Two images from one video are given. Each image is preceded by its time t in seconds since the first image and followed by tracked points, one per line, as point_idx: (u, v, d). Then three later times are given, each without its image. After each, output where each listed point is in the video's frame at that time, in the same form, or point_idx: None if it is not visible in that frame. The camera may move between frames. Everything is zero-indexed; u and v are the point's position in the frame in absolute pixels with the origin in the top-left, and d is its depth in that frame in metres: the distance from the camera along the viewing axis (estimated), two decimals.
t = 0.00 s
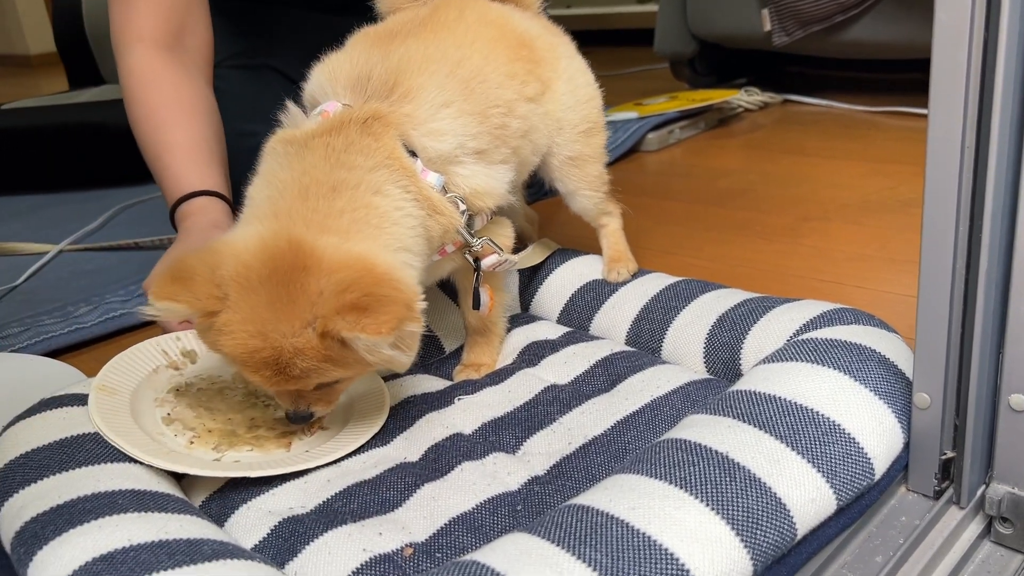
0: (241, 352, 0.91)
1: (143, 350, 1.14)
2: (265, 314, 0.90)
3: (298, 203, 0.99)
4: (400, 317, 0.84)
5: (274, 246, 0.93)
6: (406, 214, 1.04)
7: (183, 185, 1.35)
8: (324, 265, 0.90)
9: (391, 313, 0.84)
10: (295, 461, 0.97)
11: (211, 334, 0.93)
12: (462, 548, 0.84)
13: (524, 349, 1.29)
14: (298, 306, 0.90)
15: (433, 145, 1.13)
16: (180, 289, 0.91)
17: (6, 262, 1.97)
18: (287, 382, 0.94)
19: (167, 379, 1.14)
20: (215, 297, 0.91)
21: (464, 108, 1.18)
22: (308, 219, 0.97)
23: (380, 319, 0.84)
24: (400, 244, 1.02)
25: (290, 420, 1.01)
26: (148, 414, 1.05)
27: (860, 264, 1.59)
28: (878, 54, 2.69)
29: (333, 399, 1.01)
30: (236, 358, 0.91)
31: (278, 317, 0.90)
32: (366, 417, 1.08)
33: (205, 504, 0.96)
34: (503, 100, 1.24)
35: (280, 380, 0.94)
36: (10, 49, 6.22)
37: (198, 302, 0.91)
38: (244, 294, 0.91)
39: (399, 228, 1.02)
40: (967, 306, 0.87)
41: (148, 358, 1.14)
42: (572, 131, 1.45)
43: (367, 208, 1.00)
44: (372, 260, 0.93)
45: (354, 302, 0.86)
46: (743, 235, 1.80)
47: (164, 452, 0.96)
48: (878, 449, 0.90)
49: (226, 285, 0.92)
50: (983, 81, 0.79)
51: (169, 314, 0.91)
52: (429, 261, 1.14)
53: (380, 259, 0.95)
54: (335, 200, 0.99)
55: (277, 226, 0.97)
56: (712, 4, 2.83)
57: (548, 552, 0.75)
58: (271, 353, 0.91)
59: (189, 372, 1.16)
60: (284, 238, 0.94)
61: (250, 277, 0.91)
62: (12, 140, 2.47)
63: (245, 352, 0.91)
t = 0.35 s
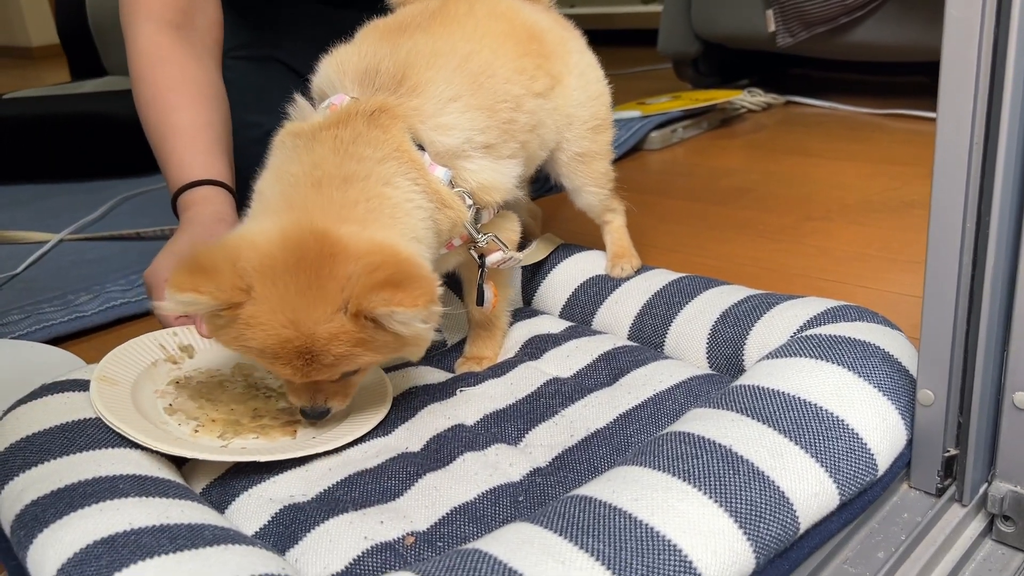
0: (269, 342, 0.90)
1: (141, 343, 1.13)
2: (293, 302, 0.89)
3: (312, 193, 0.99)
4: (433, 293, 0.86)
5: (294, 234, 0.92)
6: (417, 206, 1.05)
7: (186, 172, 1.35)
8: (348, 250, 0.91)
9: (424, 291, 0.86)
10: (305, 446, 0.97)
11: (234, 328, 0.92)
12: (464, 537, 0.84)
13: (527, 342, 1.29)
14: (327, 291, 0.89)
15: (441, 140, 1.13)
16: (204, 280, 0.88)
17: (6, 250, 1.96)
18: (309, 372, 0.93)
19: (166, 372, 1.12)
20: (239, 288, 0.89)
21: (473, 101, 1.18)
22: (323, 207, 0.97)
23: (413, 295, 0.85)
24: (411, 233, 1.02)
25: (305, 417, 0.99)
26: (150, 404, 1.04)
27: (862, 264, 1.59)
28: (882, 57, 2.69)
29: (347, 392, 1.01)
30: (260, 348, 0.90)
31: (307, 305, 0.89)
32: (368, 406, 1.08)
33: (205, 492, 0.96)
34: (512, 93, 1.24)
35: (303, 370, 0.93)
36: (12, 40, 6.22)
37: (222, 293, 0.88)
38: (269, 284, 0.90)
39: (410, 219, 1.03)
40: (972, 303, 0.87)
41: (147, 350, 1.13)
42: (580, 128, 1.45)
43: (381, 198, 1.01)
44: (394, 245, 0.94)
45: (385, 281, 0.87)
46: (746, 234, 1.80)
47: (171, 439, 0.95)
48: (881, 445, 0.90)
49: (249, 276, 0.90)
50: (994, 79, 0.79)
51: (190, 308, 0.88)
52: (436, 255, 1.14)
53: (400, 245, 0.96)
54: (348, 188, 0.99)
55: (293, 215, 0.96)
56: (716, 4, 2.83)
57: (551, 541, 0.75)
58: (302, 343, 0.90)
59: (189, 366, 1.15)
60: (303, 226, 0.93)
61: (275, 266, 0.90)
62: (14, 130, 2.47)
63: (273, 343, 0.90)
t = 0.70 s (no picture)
0: (271, 323, 0.87)
1: (112, 318, 1.10)
2: (299, 282, 0.87)
3: (314, 172, 0.96)
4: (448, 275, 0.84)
5: (300, 211, 0.89)
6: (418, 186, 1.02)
7: (164, 146, 1.33)
8: (356, 229, 0.88)
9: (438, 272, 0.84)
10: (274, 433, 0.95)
11: (234, 307, 0.89)
12: (433, 520, 0.82)
13: (505, 329, 1.27)
14: (334, 270, 0.87)
15: (431, 118, 1.11)
16: (206, 259, 0.85)
17: None
18: (308, 355, 0.91)
19: (138, 350, 1.09)
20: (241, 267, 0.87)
21: (462, 81, 1.17)
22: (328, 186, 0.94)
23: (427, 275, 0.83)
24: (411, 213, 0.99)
25: (301, 401, 0.97)
26: (119, 382, 1.01)
27: (846, 259, 1.58)
28: (871, 56, 2.69)
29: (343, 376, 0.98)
30: (263, 328, 0.88)
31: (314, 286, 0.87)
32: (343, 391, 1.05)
33: (171, 471, 0.94)
34: (501, 76, 1.23)
35: (302, 352, 0.91)
36: None
37: (224, 272, 0.85)
38: (274, 264, 0.87)
39: (413, 199, 1.00)
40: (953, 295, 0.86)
41: (119, 326, 1.09)
42: (567, 113, 1.44)
43: (383, 178, 0.98)
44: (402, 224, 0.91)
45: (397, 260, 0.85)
46: (731, 227, 1.79)
47: (139, 422, 0.92)
48: (858, 436, 0.89)
49: (251, 253, 0.87)
50: (981, 69, 0.77)
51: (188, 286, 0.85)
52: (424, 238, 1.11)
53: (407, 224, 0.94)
54: (350, 166, 0.97)
55: (296, 193, 0.93)
56: None
57: (520, 525, 0.73)
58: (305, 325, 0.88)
59: (160, 344, 1.12)
60: (308, 203, 0.91)
61: (280, 245, 0.87)
62: None
63: (275, 322, 0.88)
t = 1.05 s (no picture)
0: (277, 313, 0.87)
1: (86, 305, 1.09)
2: (304, 273, 0.86)
3: (299, 160, 0.94)
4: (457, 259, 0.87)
5: (295, 199, 0.89)
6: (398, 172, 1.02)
7: (139, 134, 1.32)
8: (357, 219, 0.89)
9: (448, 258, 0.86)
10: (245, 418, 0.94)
11: (233, 300, 0.88)
12: (409, 506, 0.82)
13: (483, 316, 1.27)
14: (337, 258, 0.87)
15: (408, 105, 1.11)
16: (206, 254, 0.83)
17: None
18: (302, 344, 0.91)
19: (112, 338, 1.08)
20: (241, 260, 0.86)
21: (440, 68, 1.16)
22: (316, 177, 0.93)
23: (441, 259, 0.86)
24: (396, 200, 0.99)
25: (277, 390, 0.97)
26: (93, 370, 1.00)
27: (823, 246, 1.59)
28: (850, 46, 2.71)
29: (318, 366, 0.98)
30: (265, 319, 0.87)
31: (318, 277, 0.87)
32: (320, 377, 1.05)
33: (145, 459, 0.93)
34: (478, 63, 1.22)
35: (301, 340, 0.91)
36: None
37: (225, 267, 0.84)
38: (275, 255, 0.86)
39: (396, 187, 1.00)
40: (927, 279, 0.86)
41: (92, 314, 1.08)
42: (546, 100, 1.44)
43: (369, 167, 0.98)
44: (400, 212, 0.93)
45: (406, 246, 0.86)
46: (711, 216, 1.80)
47: (114, 409, 0.91)
48: (834, 419, 0.90)
49: (251, 245, 0.86)
50: (950, 57, 0.77)
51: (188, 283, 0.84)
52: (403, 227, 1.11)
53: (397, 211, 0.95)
54: (334, 154, 0.96)
55: (285, 181, 0.92)
56: None
57: (495, 508, 0.73)
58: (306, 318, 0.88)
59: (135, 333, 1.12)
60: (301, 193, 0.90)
61: (281, 237, 0.86)
62: None
63: (280, 313, 0.87)
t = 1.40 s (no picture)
0: (235, 276, 0.87)
1: (67, 297, 1.08)
2: (267, 237, 0.86)
3: (282, 130, 0.94)
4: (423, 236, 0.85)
5: (270, 166, 0.89)
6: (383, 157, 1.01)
7: (120, 126, 1.32)
8: (328, 189, 0.88)
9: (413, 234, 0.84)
10: (227, 406, 0.94)
11: (197, 259, 0.88)
12: (394, 491, 0.82)
13: (470, 304, 1.27)
14: (302, 228, 0.86)
15: (395, 91, 1.10)
16: (168, 205, 0.84)
17: None
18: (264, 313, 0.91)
19: (94, 328, 1.08)
20: (206, 218, 0.86)
21: (427, 52, 1.15)
22: (295, 146, 0.93)
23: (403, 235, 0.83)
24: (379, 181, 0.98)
25: (248, 362, 0.98)
26: (74, 360, 0.99)
27: (810, 230, 1.59)
28: (836, 32, 2.71)
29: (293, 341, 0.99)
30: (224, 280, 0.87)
31: (282, 243, 0.86)
32: (304, 365, 1.05)
33: (130, 450, 0.92)
34: (465, 46, 1.22)
35: (262, 308, 0.90)
36: None
37: (186, 221, 0.84)
38: (240, 216, 0.86)
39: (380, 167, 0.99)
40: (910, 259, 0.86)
41: (73, 305, 1.08)
42: (532, 85, 1.43)
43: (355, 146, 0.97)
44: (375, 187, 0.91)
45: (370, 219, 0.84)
46: (698, 202, 1.79)
47: (94, 398, 0.90)
48: (819, 399, 0.90)
49: (217, 205, 0.86)
50: (933, 33, 0.77)
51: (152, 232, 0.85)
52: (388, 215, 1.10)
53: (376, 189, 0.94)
54: (316, 126, 0.96)
55: (262, 149, 0.92)
56: None
57: (480, 491, 0.73)
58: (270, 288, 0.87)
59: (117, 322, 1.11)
60: (276, 160, 0.90)
61: (247, 200, 0.86)
62: None
63: (238, 277, 0.87)
